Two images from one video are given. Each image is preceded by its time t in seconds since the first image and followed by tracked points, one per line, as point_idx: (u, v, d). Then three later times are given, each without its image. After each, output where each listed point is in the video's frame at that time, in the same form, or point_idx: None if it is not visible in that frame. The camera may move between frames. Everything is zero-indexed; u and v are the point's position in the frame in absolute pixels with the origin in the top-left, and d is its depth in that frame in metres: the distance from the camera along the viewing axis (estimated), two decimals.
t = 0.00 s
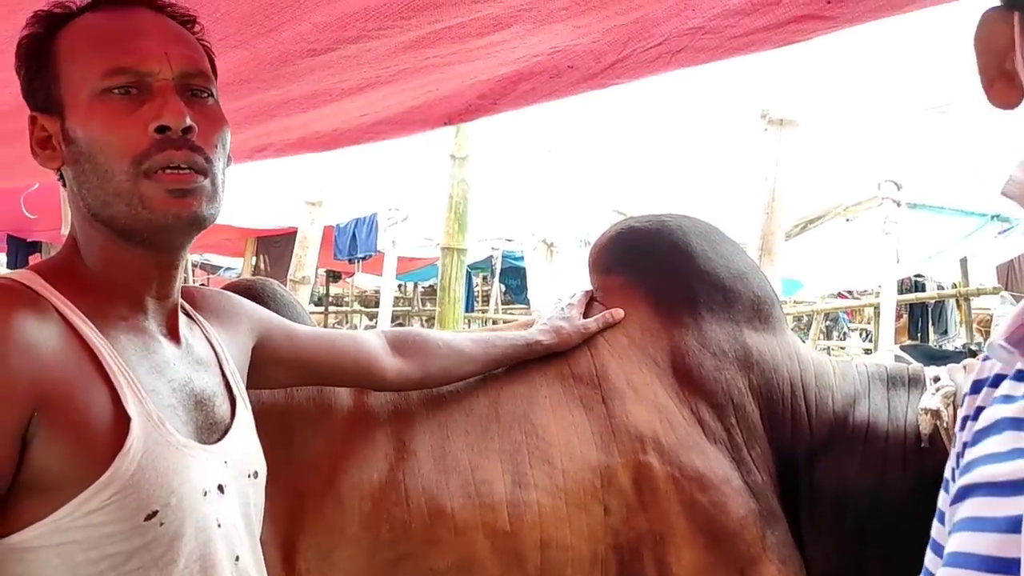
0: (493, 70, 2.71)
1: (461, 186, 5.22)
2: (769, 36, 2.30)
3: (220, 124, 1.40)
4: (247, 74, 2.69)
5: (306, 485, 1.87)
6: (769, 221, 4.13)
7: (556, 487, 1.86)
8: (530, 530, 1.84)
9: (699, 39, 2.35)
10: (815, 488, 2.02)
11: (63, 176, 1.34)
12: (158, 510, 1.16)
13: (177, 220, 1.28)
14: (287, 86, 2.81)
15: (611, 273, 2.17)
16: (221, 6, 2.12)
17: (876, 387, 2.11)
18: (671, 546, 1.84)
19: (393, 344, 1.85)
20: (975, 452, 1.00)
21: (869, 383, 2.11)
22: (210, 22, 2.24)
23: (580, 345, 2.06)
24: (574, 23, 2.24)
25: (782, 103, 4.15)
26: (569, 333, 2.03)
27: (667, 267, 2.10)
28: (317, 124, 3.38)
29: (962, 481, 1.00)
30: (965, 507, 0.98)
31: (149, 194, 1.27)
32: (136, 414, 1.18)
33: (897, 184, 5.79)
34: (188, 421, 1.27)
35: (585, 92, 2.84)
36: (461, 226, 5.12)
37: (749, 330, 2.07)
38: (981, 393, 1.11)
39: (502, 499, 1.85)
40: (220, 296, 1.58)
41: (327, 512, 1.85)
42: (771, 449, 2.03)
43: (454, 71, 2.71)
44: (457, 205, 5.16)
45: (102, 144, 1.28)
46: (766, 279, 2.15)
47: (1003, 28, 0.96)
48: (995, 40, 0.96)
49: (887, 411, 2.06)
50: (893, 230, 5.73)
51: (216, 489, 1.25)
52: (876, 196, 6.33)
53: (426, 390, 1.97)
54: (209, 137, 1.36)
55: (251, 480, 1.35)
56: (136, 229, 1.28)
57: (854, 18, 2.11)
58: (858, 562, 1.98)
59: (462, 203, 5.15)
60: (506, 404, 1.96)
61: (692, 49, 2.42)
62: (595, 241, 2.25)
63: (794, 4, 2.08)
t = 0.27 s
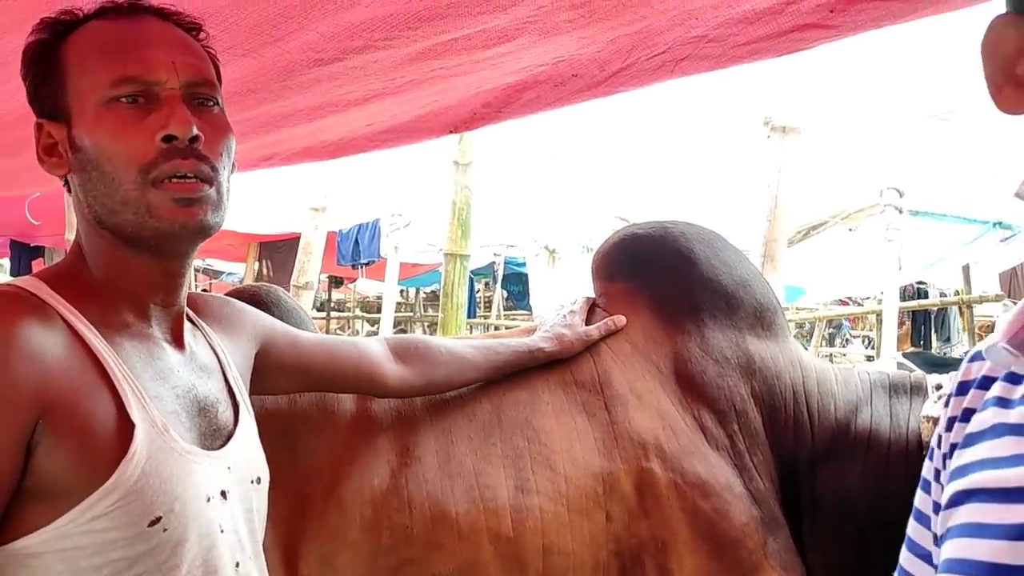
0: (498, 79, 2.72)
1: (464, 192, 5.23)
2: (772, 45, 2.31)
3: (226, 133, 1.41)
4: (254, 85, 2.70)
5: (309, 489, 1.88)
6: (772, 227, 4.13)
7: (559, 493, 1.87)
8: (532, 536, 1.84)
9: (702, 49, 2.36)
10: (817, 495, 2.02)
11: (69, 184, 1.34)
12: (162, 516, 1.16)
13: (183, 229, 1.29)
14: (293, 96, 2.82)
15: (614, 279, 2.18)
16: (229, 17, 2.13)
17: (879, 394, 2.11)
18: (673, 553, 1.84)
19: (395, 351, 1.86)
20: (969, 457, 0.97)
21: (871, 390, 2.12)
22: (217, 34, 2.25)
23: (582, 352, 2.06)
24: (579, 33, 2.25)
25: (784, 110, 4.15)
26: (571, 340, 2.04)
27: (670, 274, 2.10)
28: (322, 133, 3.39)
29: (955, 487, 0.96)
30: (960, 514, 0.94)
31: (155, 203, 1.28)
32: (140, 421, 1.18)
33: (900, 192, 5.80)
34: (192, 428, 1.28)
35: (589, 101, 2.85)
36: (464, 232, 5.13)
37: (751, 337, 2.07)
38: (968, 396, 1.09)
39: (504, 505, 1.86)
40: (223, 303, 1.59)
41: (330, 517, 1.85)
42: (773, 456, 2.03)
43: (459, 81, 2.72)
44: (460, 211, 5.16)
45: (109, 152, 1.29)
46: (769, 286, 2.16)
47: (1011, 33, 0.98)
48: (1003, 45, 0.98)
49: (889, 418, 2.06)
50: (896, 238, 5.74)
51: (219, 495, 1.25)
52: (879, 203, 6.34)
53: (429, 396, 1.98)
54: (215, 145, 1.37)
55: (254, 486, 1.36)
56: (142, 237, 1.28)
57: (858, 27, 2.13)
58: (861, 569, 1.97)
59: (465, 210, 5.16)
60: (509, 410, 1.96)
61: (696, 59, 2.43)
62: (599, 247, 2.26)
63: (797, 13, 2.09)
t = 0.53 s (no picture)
0: (496, 92, 2.76)
1: (463, 200, 5.26)
2: (767, 59, 2.34)
3: (225, 145, 1.43)
4: (256, 96, 2.73)
5: (308, 493, 1.89)
6: (768, 236, 4.17)
7: (555, 499, 1.89)
8: (528, 541, 1.86)
9: (698, 63, 2.39)
10: (810, 501, 2.04)
11: (70, 194, 1.37)
12: (160, 521, 1.19)
13: (182, 241, 1.31)
14: (294, 107, 2.85)
15: (610, 287, 2.20)
16: (232, 30, 2.16)
17: (871, 402, 2.14)
18: (667, 559, 1.86)
19: (392, 358, 1.88)
20: (939, 468, 1.04)
21: (864, 398, 2.14)
22: (220, 46, 2.28)
23: (577, 359, 2.08)
24: (576, 47, 2.29)
25: (779, 120, 4.18)
26: (566, 348, 2.06)
27: (665, 282, 2.13)
28: (322, 143, 3.42)
29: (928, 497, 1.03)
30: (933, 524, 1.00)
31: (156, 216, 1.30)
32: (139, 427, 1.21)
33: (897, 201, 5.84)
34: (190, 433, 1.30)
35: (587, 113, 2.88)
36: (463, 239, 5.16)
37: (745, 345, 2.10)
38: (934, 408, 1.13)
39: (501, 510, 1.88)
40: (222, 310, 1.61)
41: (329, 522, 1.87)
42: (767, 463, 2.05)
43: (458, 93, 2.75)
44: (460, 219, 5.19)
45: (110, 164, 1.32)
46: (763, 295, 2.18)
47: (970, 61, 1.03)
48: (964, 72, 1.03)
49: (881, 426, 2.09)
50: (893, 246, 5.77)
51: (217, 499, 1.28)
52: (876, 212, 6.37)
53: (427, 402, 2.00)
54: (214, 158, 1.39)
55: (252, 490, 1.38)
56: (142, 248, 1.31)
57: (850, 44, 2.19)
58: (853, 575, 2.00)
59: (465, 217, 5.19)
60: (506, 416, 1.99)
61: (692, 72, 2.47)
62: (595, 256, 2.28)
63: (790, 28, 2.14)
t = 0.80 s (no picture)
0: (485, 111, 2.81)
1: (456, 209, 5.31)
2: (748, 78, 2.40)
3: (214, 159, 1.47)
4: (249, 114, 2.77)
5: (299, 497, 1.91)
6: (754, 244, 4.23)
7: (540, 502, 1.93)
8: (514, 543, 1.90)
9: (681, 82, 2.45)
10: (791, 506, 2.09)
11: (62, 203, 1.41)
12: (147, 522, 1.22)
13: (171, 252, 1.35)
14: (286, 125, 2.89)
15: (597, 294, 2.24)
16: (224, 49, 2.20)
17: (851, 408, 2.18)
18: (650, 562, 1.90)
19: (379, 363, 1.91)
20: (904, 465, 1.10)
21: (844, 405, 2.18)
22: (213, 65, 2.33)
23: (563, 366, 2.11)
24: (562, 68, 2.33)
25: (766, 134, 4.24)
26: (552, 355, 2.09)
27: (650, 291, 2.17)
28: (314, 158, 3.46)
29: (893, 493, 1.10)
30: (896, 518, 1.07)
31: (145, 227, 1.34)
32: (128, 430, 1.24)
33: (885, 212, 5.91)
34: (178, 437, 1.34)
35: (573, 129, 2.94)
36: (455, 247, 5.21)
37: (728, 352, 2.14)
38: (907, 408, 1.20)
39: (488, 513, 1.91)
40: (211, 316, 1.64)
41: (318, 524, 1.89)
42: (749, 468, 2.09)
43: (448, 112, 2.80)
44: (452, 227, 5.24)
45: (102, 176, 1.35)
46: (747, 303, 2.23)
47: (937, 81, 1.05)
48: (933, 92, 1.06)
49: (860, 433, 2.13)
50: (882, 254, 5.84)
51: (204, 501, 1.31)
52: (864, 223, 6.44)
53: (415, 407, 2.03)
54: (204, 171, 1.43)
55: (239, 493, 1.41)
56: (132, 258, 1.35)
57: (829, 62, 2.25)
58: None
59: (457, 225, 5.24)
60: (493, 421, 2.02)
61: (675, 91, 2.52)
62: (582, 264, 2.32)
63: (771, 47, 2.20)
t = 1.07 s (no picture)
0: (467, 114, 2.85)
1: (445, 216, 5.37)
2: (723, 83, 2.45)
3: (198, 172, 1.51)
4: (233, 117, 2.81)
5: (282, 501, 1.95)
6: (737, 252, 4.30)
7: (520, 505, 1.96)
8: (494, 546, 1.94)
9: (657, 86, 2.50)
10: (767, 510, 2.13)
11: (49, 212, 1.45)
12: (128, 520, 1.25)
13: (155, 262, 1.39)
14: (271, 128, 2.92)
15: (577, 301, 2.28)
16: (207, 57, 2.24)
17: (826, 414, 2.22)
18: (628, 564, 1.94)
19: (360, 369, 1.95)
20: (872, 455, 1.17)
21: (819, 411, 2.22)
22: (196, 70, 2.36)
23: (542, 372, 2.16)
24: (540, 71, 2.38)
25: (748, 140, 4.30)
26: (530, 361, 2.13)
27: (629, 298, 2.21)
28: (299, 161, 3.49)
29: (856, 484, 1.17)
30: (854, 506, 1.16)
31: (130, 239, 1.38)
32: (110, 430, 1.27)
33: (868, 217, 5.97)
34: (160, 438, 1.37)
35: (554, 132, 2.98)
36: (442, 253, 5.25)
37: (706, 359, 2.19)
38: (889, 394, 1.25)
39: (468, 516, 1.95)
40: (193, 323, 1.68)
41: (301, 528, 1.93)
42: (726, 472, 2.13)
43: (431, 115, 2.84)
44: (440, 234, 5.29)
45: (89, 188, 1.39)
46: (724, 310, 2.27)
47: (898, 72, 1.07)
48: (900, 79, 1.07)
49: (834, 438, 2.17)
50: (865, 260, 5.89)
51: (185, 501, 1.34)
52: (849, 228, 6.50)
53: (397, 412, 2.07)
54: (188, 185, 1.47)
55: (220, 494, 1.45)
56: (118, 267, 1.39)
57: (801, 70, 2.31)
58: None
59: (444, 233, 5.29)
60: (475, 426, 2.06)
61: (652, 95, 2.57)
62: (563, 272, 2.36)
63: (744, 55, 2.26)
